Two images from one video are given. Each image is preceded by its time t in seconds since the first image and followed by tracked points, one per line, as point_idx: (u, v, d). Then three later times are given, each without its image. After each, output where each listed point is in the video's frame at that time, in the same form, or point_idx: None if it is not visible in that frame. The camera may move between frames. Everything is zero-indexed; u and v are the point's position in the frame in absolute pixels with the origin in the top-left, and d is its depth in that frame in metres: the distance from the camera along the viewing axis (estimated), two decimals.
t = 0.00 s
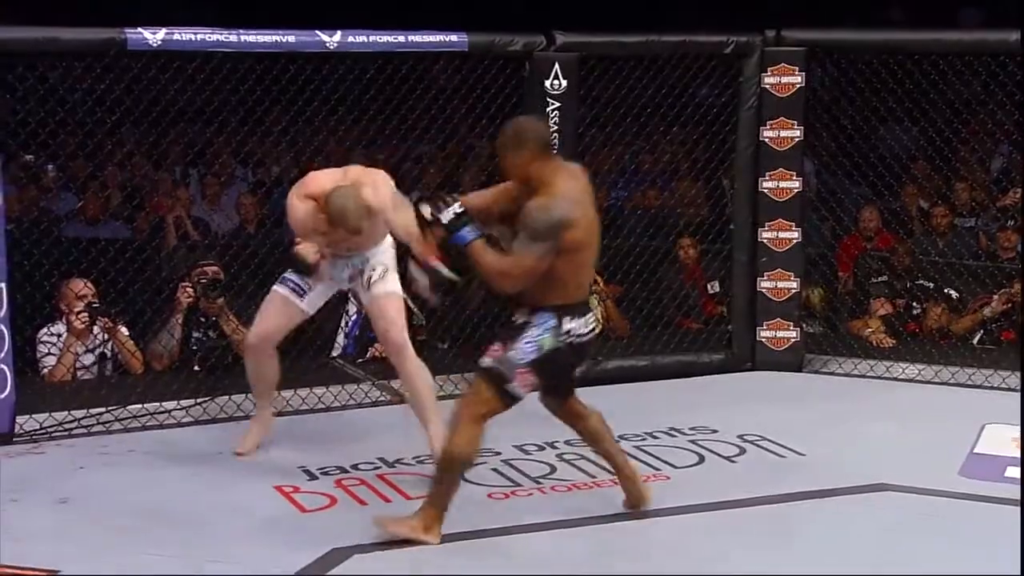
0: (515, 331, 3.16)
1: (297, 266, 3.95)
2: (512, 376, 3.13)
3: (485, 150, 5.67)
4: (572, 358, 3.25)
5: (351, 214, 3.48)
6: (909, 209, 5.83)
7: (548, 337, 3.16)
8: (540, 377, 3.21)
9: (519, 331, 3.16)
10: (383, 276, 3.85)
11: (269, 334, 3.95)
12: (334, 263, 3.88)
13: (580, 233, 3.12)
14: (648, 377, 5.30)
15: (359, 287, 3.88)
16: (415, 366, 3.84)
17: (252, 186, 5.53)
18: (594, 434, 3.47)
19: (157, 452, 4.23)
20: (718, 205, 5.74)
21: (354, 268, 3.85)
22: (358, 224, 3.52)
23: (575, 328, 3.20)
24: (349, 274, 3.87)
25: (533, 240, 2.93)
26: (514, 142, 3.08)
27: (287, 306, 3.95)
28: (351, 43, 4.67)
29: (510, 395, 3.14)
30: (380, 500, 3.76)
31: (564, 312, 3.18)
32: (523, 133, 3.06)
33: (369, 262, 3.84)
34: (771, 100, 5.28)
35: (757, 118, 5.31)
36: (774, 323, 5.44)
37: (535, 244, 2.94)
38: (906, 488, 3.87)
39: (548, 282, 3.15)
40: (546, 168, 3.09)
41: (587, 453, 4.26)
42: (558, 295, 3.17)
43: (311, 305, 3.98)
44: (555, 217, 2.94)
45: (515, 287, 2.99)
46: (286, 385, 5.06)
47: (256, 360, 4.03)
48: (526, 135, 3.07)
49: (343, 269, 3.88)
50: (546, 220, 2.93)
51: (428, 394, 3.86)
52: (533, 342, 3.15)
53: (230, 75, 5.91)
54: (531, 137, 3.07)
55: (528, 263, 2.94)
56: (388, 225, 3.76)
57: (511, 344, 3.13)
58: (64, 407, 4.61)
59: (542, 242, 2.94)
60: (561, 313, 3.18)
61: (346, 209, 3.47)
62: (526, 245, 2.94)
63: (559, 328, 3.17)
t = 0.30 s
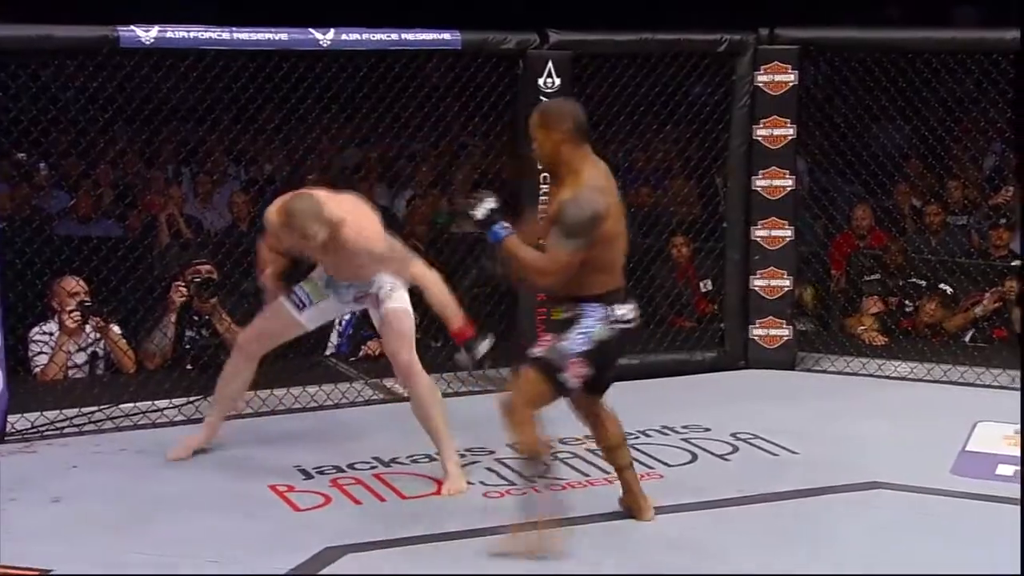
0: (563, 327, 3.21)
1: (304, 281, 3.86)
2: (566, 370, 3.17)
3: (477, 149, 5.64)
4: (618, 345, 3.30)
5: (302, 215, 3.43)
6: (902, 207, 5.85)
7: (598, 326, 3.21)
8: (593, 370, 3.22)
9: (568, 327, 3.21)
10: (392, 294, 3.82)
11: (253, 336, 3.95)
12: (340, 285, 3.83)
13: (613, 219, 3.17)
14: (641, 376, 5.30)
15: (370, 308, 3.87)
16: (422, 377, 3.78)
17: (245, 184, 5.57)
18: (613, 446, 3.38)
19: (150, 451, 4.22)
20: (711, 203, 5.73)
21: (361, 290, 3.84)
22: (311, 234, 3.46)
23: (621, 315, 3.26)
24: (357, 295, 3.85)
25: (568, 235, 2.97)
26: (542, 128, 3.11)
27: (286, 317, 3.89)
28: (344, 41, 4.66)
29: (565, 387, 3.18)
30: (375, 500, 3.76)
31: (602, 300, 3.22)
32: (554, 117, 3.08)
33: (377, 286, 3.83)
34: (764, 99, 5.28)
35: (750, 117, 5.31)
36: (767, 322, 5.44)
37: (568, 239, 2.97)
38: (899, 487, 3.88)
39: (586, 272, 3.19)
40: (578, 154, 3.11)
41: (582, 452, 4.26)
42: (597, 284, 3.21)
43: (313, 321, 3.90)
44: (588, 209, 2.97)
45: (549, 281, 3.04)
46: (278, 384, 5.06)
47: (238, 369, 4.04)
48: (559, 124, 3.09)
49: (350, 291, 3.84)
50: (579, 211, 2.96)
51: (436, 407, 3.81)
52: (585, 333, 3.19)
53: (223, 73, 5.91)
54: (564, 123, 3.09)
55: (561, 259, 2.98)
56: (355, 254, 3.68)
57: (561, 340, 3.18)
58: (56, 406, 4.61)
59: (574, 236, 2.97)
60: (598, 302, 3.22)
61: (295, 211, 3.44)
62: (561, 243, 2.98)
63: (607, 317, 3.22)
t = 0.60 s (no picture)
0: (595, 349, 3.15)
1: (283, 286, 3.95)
2: (616, 390, 3.11)
3: (465, 149, 5.66)
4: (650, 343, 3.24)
5: (259, 205, 3.45)
6: (887, 208, 5.87)
7: (627, 334, 3.13)
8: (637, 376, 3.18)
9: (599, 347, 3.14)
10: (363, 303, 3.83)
11: (236, 347, 3.94)
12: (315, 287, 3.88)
13: (625, 222, 3.07)
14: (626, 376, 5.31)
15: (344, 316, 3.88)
16: (394, 369, 3.74)
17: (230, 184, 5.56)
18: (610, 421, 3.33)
19: (133, 452, 4.21)
20: (697, 203, 5.73)
21: (336, 294, 3.87)
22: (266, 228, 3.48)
23: (647, 318, 3.18)
24: (330, 301, 3.88)
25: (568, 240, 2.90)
26: (547, 131, 3.12)
27: (263, 322, 3.93)
28: (330, 41, 4.66)
29: (623, 403, 3.12)
30: (360, 500, 3.76)
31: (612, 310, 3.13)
32: (557, 119, 3.09)
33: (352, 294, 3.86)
34: (749, 99, 5.29)
35: (736, 118, 5.32)
36: (752, 322, 5.45)
37: (572, 247, 2.90)
38: (884, 487, 3.89)
39: (603, 282, 3.11)
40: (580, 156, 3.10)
41: (566, 451, 4.27)
42: (606, 294, 3.12)
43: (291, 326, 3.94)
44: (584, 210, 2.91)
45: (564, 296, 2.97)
46: (263, 383, 5.05)
47: (217, 372, 4.02)
48: (563, 125, 3.09)
49: (323, 294, 3.88)
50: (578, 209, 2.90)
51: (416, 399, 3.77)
52: (618, 345, 3.12)
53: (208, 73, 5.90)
54: (568, 125, 3.08)
55: (572, 270, 2.91)
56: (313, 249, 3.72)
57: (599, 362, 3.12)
58: (39, 406, 4.59)
59: (579, 244, 2.90)
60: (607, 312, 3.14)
61: (253, 201, 3.46)
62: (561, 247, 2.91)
63: (633, 322, 3.14)
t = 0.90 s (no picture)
0: (629, 380, 3.07)
1: (226, 283, 3.85)
2: (668, 412, 3.03)
3: (446, 151, 5.75)
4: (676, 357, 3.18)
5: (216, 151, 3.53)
6: (867, 210, 5.87)
7: (657, 355, 3.07)
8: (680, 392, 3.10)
9: (633, 376, 3.07)
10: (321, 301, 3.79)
11: (188, 348, 3.91)
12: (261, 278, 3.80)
13: (635, 250, 3.01)
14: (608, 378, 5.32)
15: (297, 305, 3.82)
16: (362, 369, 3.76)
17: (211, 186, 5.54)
18: (587, 405, 3.35)
19: (114, 455, 4.19)
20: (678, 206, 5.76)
21: (285, 284, 3.78)
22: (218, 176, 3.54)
23: (673, 337, 3.11)
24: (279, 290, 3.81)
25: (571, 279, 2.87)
26: (551, 160, 3.06)
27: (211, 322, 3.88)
28: (311, 43, 4.63)
29: (676, 420, 3.02)
30: (341, 503, 3.75)
31: (626, 339, 3.08)
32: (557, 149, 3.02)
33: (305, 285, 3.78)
34: (730, 102, 5.30)
35: (717, 120, 5.33)
36: (733, 324, 5.46)
37: (577, 283, 2.86)
38: (865, 489, 3.90)
39: (617, 310, 3.06)
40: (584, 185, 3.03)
41: (548, 454, 4.28)
42: (620, 321, 3.08)
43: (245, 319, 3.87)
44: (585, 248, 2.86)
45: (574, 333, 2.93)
46: (244, 386, 5.03)
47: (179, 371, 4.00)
48: (564, 152, 3.03)
49: (273, 283, 3.80)
50: (582, 246, 2.86)
51: (383, 403, 3.76)
52: (651, 368, 3.06)
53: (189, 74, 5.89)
54: (570, 152, 3.03)
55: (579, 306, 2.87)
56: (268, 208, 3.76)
57: (640, 392, 3.04)
58: (18, 409, 4.56)
59: (583, 280, 2.86)
60: (621, 341, 3.10)
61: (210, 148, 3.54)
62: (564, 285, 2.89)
63: (661, 342, 3.08)
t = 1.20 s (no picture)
0: (628, 373, 3.10)
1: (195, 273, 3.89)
2: (665, 404, 3.05)
3: (436, 152, 5.75)
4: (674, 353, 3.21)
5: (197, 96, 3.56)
6: (857, 210, 5.93)
7: (655, 349, 3.10)
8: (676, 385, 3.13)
9: (631, 368, 3.09)
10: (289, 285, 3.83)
11: (166, 341, 3.92)
12: (231, 261, 3.84)
13: (641, 240, 3.04)
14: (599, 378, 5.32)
15: (266, 289, 3.86)
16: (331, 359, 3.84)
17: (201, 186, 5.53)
18: (582, 404, 3.36)
19: (105, 456, 4.18)
20: (669, 206, 5.79)
21: (257, 265, 3.84)
22: (201, 123, 3.57)
23: (671, 330, 3.15)
24: (248, 273, 3.85)
25: (581, 268, 2.90)
26: (552, 153, 3.07)
27: (186, 314, 3.90)
28: (301, 43, 4.63)
29: (676, 414, 3.04)
30: (333, 503, 3.74)
31: (628, 329, 3.10)
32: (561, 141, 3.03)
33: (275, 267, 3.84)
34: (720, 102, 5.31)
35: (707, 120, 5.34)
36: (725, 323, 5.48)
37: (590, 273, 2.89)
38: (857, 488, 3.91)
39: (622, 301, 3.08)
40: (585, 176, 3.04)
41: (539, 454, 4.28)
42: (625, 313, 3.10)
43: (218, 307, 3.90)
44: (596, 238, 2.89)
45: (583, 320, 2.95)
46: (235, 386, 5.02)
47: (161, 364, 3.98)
48: (567, 146, 3.05)
49: (242, 266, 3.84)
50: (592, 235, 2.89)
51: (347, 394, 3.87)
52: (649, 362, 3.09)
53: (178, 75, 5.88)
54: (571, 146, 3.05)
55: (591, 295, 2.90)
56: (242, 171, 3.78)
57: (638, 385, 3.07)
58: (8, 410, 4.55)
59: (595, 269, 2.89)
60: (622, 333, 3.12)
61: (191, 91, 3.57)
62: (574, 273, 2.91)
63: (658, 335, 3.11)
